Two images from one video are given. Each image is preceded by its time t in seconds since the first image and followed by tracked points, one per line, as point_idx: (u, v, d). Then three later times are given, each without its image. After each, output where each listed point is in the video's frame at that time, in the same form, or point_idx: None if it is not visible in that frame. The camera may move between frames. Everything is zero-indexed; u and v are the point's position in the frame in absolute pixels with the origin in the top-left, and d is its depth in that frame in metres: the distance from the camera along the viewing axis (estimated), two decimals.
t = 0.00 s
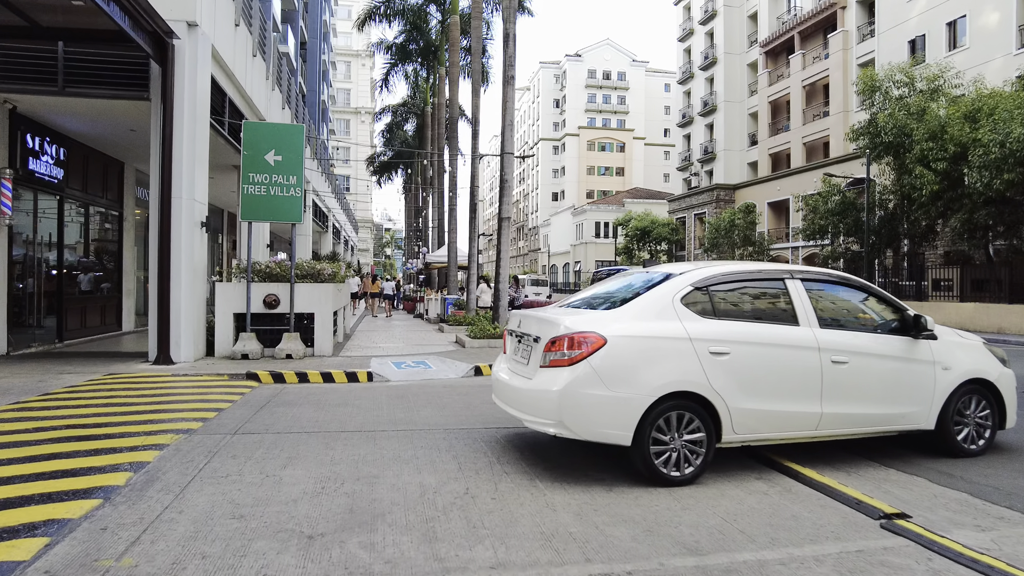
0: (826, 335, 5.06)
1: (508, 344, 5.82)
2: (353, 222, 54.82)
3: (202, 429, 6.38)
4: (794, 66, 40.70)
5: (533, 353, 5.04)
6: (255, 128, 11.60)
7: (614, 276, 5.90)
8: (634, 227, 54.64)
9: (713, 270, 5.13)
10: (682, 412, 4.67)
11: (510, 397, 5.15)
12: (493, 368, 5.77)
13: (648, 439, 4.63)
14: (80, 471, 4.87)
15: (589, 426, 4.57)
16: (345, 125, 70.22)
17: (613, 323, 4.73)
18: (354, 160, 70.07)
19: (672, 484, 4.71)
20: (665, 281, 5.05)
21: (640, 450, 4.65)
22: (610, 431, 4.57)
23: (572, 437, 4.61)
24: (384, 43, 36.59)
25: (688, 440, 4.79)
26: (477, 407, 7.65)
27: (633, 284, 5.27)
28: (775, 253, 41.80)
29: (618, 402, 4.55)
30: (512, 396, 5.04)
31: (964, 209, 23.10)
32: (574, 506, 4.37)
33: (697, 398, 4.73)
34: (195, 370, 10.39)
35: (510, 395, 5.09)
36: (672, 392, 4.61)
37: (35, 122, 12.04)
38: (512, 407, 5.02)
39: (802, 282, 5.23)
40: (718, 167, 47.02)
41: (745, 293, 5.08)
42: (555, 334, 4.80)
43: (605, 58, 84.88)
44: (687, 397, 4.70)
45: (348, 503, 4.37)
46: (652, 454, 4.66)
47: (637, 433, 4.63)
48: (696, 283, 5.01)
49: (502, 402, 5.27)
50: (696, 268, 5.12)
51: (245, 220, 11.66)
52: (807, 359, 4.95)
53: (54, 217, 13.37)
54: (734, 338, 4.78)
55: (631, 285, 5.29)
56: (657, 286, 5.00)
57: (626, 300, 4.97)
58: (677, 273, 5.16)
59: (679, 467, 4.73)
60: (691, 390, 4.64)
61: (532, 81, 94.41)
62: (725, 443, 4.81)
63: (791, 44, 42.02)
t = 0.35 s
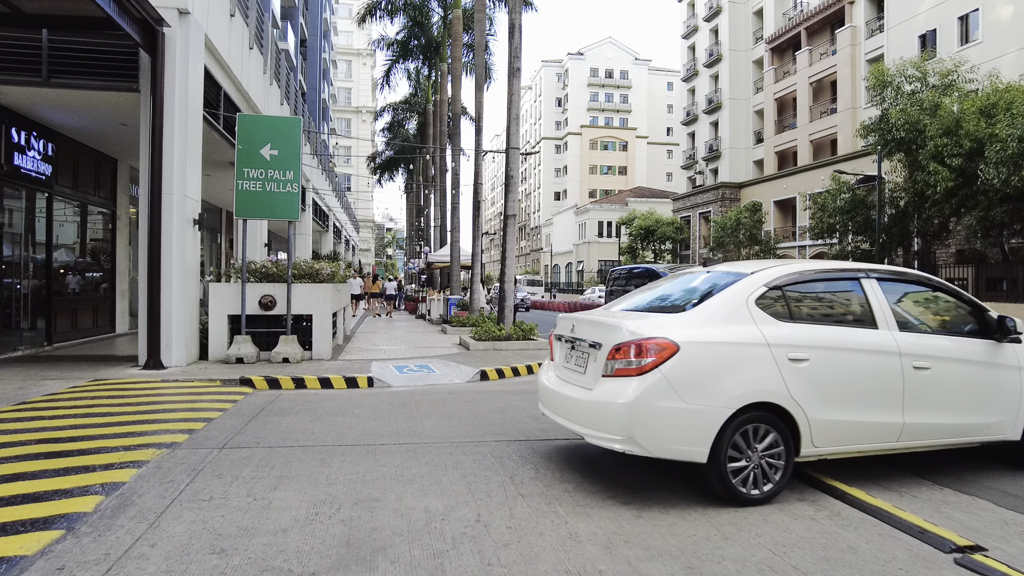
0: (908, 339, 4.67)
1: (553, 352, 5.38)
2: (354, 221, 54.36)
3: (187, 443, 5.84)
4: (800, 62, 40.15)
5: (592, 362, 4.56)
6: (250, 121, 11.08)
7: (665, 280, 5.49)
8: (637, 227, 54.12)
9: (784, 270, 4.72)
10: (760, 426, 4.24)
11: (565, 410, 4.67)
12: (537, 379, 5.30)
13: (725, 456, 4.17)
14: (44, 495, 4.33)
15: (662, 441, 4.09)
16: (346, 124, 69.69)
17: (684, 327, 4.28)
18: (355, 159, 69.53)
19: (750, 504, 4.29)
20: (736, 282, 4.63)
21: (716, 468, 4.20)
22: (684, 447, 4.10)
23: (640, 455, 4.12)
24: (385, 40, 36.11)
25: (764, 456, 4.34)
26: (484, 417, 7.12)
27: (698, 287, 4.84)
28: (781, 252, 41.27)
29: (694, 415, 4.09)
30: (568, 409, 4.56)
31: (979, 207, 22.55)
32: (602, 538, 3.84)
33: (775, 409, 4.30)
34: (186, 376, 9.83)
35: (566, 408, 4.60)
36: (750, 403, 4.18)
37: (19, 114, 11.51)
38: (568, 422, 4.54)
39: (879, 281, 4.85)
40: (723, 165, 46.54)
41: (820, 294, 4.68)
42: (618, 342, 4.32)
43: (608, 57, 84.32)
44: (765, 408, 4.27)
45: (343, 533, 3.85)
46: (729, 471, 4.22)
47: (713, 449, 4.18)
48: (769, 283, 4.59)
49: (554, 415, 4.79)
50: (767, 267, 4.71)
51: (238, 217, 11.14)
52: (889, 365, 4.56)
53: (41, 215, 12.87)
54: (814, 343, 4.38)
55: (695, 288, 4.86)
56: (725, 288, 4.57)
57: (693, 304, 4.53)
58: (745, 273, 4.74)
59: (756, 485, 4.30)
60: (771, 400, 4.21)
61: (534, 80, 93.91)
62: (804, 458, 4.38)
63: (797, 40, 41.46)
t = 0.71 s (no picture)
0: (1018, 339, 4.36)
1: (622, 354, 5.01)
2: (360, 221, 54.01)
3: (180, 452, 5.36)
4: (812, 58, 39.53)
5: (680, 365, 4.18)
6: (252, 112, 10.66)
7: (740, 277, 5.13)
8: (646, 226, 53.56)
9: (885, 263, 4.39)
10: (872, 433, 3.90)
11: (647, 417, 4.30)
12: (606, 382, 4.92)
13: (834, 467, 3.82)
14: (13, 514, 3.84)
15: (768, 451, 3.74)
16: (352, 124, 69.34)
17: (788, 325, 3.92)
18: (361, 159, 69.15)
19: (860, 519, 3.93)
20: (835, 276, 4.28)
21: (825, 480, 3.85)
22: (792, 457, 3.75)
23: (743, 465, 3.77)
24: (392, 36, 35.69)
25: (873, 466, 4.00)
26: (501, 423, 6.62)
27: (789, 283, 4.49)
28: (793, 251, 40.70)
29: (802, 422, 3.74)
30: (653, 416, 4.19)
31: (1002, 204, 21.92)
32: (649, 570, 3.33)
33: (886, 414, 3.96)
34: (185, 378, 9.35)
35: (651, 415, 4.23)
36: (862, 409, 3.83)
37: (12, 106, 11.07)
38: (655, 430, 4.17)
39: (983, 276, 4.53)
40: (733, 164, 46.00)
41: (926, 290, 4.35)
42: (714, 341, 3.95)
43: (615, 55, 83.72)
44: (875, 413, 3.93)
45: (349, 562, 3.35)
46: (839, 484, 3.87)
47: (821, 460, 3.83)
48: (872, 277, 4.25)
49: (634, 422, 4.42)
50: (867, 260, 4.38)
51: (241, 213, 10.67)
52: (1001, 367, 4.24)
53: (38, 212, 12.48)
54: (925, 343, 4.05)
55: (785, 285, 4.51)
56: (824, 283, 4.22)
57: (791, 300, 4.17)
58: (843, 267, 4.39)
59: (866, 497, 3.95)
60: (884, 405, 3.87)
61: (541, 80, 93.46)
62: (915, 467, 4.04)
63: (809, 36, 40.80)
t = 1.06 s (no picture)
0: None
1: (702, 360, 4.72)
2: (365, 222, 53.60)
3: (166, 472, 4.87)
4: (824, 56, 38.90)
5: (783, 371, 3.88)
6: (254, 106, 10.20)
7: (826, 281, 4.86)
8: (654, 226, 52.99)
9: (999, 264, 4.12)
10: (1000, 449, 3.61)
11: (744, 428, 4.00)
12: (686, 391, 4.63)
13: (964, 486, 3.49)
14: None
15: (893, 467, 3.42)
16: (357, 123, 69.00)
17: (907, 329, 3.62)
18: (366, 159, 68.79)
19: (987, 543, 3.60)
20: (948, 277, 3.99)
21: (954, 500, 3.50)
22: (919, 475, 3.42)
23: (866, 483, 3.44)
24: (398, 34, 35.25)
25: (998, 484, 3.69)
26: (517, 438, 6.13)
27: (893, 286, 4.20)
28: (804, 252, 40.12)
29: (930, 437, 3.42)
30: (753, 427, 3.89)
31: None
32: None
33: (1013, 427, 3.67)
34: (181, 384, 8.88)
35: (750, 426, 3.92)
36: (992, 421, 3.53)
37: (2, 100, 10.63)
38: (756, 442, 3.86)
39: None
40: (743, 163, 45.48)
41: None
42: (828, 346, 3.64)
43: (621, 54, 83.11)
44: (1002, 425, 3.64)
45: None
46: (969, 505, 3.54)
47: (950, 478, 3.49)
48: (989, 278, 3.98)
49: (726, 435, 4.11)
50: (977, 261, 4.13)
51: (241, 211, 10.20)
52: None
53: (34, 211, 12.08)
54: None
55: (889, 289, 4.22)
56: (937, 285, 3.94)
57: (903, 303, 3.88)
58: (952, 268, 4.13)
59: (994, 518, 3.63)
60: (1014, 418, 3.58)
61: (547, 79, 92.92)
62: None
63: (821, 34, 40.18)
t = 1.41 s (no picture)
0: None
1: (786, 358, 4.34)
2: (365, 221, 53.09)
3: (135, 479, 4.35)
4: (830, 51, 38.33)
5: (893, 371, 3.48)
6: (245, 89, 9.66)
7: (884, 281, 4.69)
8: (657, 224, 52.43)
9: None
10: None
11: (846, 435, 3.60)
12: (770, 392, 4.25)
13: None
14: None
15: None
16: (357, 122, 68.48)
17: None
18: (366, 158, 68.29)
19: None
20: None
21: None
22: None
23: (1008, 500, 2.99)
24: (397, 29, 34.73)
25: None
26: (524, 440, 5.59)
27: (970, 280, 4.08)
28: (810, 250, 39.58)
29: None
30: (860, 435, 3.49)
31: None
32: None
33: None
34: (165, 382, 8.36)
35: (855, 432, 3.52)
36: None
37: None
38: (861, 450, 3.46)
39: None
40: (747, 160, 44.97)
41: None
42: (948, 345, 3.23)
43: (623, 53, 82.60)
44: None
45: None
46: None
47: None
48: None
49: (825, 441, 3.72)
50: None
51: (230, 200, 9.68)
52: None
53: (16, 204, 11.57)
54: None
55: (973, 284, 4.01)
56: None
57: None
58: None
59: None
60: None
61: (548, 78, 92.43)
62: None
63: (826, 28, 39.63)
